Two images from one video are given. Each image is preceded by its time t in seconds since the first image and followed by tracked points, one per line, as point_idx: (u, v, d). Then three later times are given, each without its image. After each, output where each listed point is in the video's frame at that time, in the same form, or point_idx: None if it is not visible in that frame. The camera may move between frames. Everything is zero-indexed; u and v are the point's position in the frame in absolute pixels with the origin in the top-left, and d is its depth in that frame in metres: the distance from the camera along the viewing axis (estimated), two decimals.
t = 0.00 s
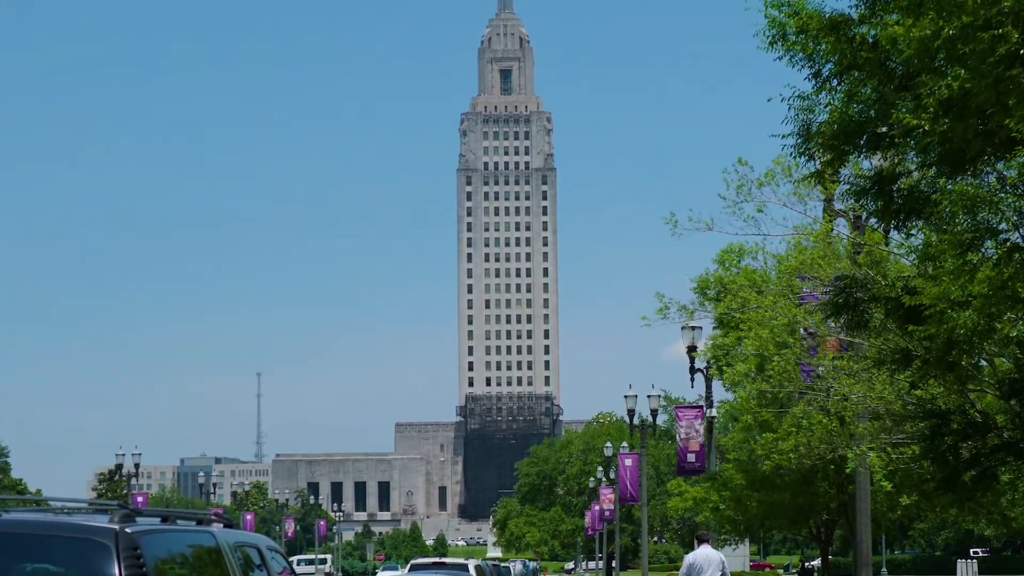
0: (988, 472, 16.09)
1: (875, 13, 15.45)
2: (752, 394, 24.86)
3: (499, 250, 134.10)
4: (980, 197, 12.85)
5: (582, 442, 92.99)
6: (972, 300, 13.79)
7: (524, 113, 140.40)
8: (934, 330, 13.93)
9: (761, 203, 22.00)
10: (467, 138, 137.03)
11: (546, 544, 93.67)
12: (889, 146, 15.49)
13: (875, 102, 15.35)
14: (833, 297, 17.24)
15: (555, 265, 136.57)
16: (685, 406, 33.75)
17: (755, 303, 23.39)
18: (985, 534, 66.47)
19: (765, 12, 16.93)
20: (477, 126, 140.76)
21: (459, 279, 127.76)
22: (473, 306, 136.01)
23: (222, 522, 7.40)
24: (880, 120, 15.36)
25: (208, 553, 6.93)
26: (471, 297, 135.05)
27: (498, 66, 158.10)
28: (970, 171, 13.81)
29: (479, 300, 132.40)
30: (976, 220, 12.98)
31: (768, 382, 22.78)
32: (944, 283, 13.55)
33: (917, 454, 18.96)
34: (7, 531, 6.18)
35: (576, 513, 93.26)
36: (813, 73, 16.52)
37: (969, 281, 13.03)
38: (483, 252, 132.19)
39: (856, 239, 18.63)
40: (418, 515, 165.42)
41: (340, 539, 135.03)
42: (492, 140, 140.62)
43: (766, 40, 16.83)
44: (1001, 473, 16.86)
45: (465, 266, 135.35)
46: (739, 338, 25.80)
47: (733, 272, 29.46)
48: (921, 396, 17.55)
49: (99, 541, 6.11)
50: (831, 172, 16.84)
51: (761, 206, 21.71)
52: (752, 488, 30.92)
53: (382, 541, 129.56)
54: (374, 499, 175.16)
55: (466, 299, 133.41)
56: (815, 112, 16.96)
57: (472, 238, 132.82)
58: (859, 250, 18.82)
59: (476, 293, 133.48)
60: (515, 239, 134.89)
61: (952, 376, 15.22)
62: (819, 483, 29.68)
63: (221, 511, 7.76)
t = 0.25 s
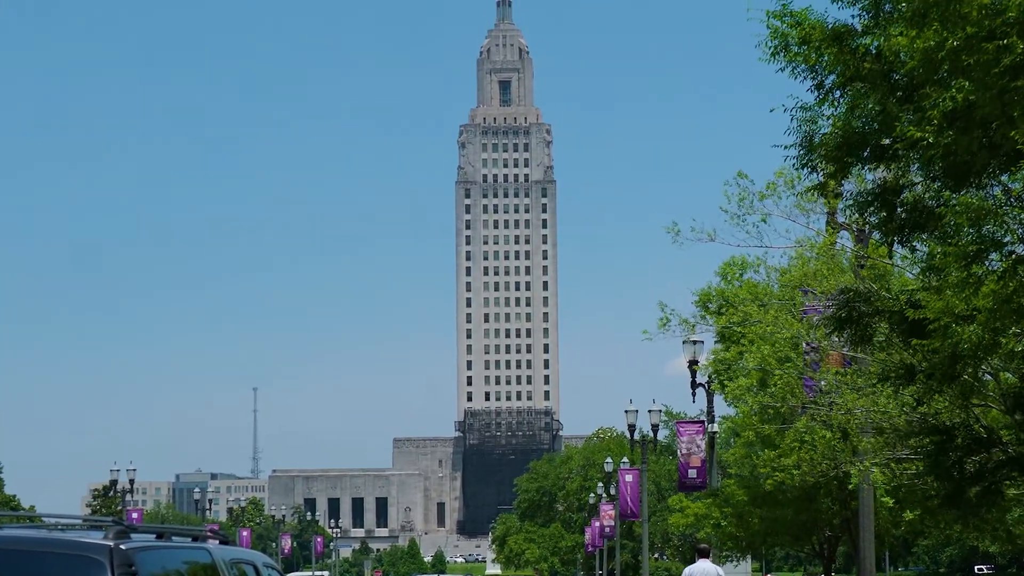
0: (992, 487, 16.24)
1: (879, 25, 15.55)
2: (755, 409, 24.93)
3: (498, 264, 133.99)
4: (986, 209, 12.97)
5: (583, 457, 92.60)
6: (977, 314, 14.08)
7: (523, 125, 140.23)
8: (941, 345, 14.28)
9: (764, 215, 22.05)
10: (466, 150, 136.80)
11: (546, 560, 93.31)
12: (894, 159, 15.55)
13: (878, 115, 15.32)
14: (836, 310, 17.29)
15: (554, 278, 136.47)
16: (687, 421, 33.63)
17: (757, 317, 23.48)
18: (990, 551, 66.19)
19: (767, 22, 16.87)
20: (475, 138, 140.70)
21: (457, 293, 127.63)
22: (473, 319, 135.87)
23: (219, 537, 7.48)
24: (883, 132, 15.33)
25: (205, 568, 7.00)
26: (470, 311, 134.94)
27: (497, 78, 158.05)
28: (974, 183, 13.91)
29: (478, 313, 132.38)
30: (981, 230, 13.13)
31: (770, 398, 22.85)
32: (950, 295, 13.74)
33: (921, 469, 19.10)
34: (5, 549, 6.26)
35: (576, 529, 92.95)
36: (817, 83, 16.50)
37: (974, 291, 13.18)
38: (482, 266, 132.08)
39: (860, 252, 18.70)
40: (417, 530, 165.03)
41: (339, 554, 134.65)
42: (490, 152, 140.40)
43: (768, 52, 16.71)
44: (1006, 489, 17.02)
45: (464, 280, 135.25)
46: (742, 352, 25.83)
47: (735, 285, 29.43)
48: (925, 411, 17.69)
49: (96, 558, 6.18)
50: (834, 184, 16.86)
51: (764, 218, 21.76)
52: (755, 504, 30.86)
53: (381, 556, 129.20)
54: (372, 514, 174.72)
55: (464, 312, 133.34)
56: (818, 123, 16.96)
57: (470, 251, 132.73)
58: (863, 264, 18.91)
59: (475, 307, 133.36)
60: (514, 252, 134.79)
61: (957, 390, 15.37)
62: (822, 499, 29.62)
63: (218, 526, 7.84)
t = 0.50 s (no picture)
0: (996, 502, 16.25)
1: (882, 35, 15.53)
2: (756, 425, 24.89)
3: (498, 276, 133.78)
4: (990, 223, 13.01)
5: (583, 473, 92.25)
6: (981, 329, 14.14)
7: (522, 137, 140.09)
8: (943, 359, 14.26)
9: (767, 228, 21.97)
10: (464, 162, 136.64)
11: None
12: (897, 170, 15.51)
13: (881, 128, 15.29)
14: (839, 325, 17.24)
15: (554, 291, 136.28)
16: (688, 436, 33.42)
17: (760, 332, 23.41)
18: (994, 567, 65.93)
19: (769, 32, 16.78)
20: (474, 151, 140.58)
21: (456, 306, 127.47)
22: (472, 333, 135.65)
23: (214, 554, 7.45)
24: (886, 143, 15.29)
25: None
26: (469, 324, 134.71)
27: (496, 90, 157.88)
28: (977, 195, 13.91)
29: (477, 327, 132.24)
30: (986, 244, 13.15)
31: (773, 414, 22.80)
32: (954, 310, 13.77)
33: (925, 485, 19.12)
34: None
35: (576, 546, 92.58)
36: (819, 94, 16.43)
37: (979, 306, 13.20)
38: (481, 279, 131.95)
39: (864, 266, 18.63)
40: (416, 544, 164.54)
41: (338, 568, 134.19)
42: (489, 164, 140.29)
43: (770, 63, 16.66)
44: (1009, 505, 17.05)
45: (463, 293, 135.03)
46: (743, 367, 25.74)
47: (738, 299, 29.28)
48: (929, 427, 17.70)
49: None
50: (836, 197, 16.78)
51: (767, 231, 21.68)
52: (758, 521, 30.71)
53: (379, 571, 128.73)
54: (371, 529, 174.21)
55: (463, 325, 133.18)
56: (821, 135, 16.89)
57: (469, 264, 132.58)
58: (867, 279, 18.90)
59: (475, 320, 133.16)
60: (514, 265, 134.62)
61: (962, 405, 15.40)
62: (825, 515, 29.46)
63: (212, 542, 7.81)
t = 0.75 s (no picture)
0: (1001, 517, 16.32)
1: (886, 46, 15.60)
2: (757, 441, 24.90)
3: (497, 289, 133.61)
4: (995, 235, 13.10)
5: (582, 489, 92.05)
6: (985, 343, 14.26)
7: (521, 149, 140.06)
8: (948, 373, 14.37)
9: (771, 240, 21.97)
10: (463, 175, 136.71)
11: None
12: (901, 182, 15.52)
13: (884, 140, 15.36)
14: (842, 339, 17.27)
15: (553, 305, 136.12)
16: (688, 452, 33.31)
17: (762, 347, 23.43)
18: None
19: (771, 44, 16.83)
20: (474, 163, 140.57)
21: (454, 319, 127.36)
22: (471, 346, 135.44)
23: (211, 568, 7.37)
24: (891, 155, 15.33)
25: None
26: (468, 338, 134.52)
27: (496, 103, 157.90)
28: (980, 207, 13.97)
29: (476, 340, 132.26)
30: (991, 256, 13.23)
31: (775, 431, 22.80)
32: (959, 324, 13.86)
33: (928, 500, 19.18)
34: None
35: (576, 562, 92.27)
36: (822, 106, 16.46)
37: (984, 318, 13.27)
38: (480, 292, 131.97)
39: (868, 279, 18.65)
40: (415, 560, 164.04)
41: None
42: (489, 177, 140.34)
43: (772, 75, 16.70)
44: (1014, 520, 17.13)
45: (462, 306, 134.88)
46: (745, 383, 25.73)
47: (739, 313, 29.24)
48: (933, 441, 17.76)
49: None
50: (839, 210, 16.78)
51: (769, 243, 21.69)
52: (760, 536, 30.62)
53: None
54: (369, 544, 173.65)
55: (462, 339, 132.98)
56: (823, 147, 16.90)
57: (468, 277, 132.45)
58: (872, 293, 18.95)
59: (474, 333, 132.95)
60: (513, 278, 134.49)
61: (966, 419, 15.47)
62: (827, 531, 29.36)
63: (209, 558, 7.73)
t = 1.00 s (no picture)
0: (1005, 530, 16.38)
1: (889, 58, 15.64)
2: (759, 455, 24.89)
3: (496, 302, 133.31)
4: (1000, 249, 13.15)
5: (582, 505, 91.77)
6: (990, 357, 14.36)
7: (521, 161, 139.89)
8: (953, 388, 14.49)
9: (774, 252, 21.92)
10: (462, 187, 136.54)
11: None
12: (905, 195, 15.48)
13: (887, 152, 15.31)
14: (845, 353, 17.29)
15: (553, 318, 135.88)
16: (689, 466, 33.09)
17: (764, 361, 23.40)
18: None
19: (773, 56, 16.84)
20: (473, 175, 140.42)
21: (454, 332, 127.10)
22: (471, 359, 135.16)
23: None
24: (891, 168, 15.33)
25: None
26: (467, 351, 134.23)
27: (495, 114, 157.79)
28: (984, 219, 13.99)
29: (475, 353, 131.94)
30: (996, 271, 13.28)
31: (778, 445, 22.80)
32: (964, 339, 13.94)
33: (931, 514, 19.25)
34: None
35: None
36: (824, 118, 16.44)
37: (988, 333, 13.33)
38: (479, 305, 131.65)
39: (871, 291, 18.66)
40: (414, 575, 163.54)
41: None
42: (488, 189, 140.20)
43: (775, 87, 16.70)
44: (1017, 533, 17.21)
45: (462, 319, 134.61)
46: (747, 395, 25.68)
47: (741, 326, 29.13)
48: (936, 456, 17.83)
49: None
50: (843, 222, 16.76)
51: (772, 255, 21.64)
52: (762, 552, 30.48)
53: None
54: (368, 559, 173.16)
55: (461, 352, 132.70)
56: (826, 160, 16.88)
57: (467, 290, 132.20)
58: (876, 307, 18.97)
59: (473, 346, 132.66)
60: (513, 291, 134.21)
61: (971, 434, 15.53)
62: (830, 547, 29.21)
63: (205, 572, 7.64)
